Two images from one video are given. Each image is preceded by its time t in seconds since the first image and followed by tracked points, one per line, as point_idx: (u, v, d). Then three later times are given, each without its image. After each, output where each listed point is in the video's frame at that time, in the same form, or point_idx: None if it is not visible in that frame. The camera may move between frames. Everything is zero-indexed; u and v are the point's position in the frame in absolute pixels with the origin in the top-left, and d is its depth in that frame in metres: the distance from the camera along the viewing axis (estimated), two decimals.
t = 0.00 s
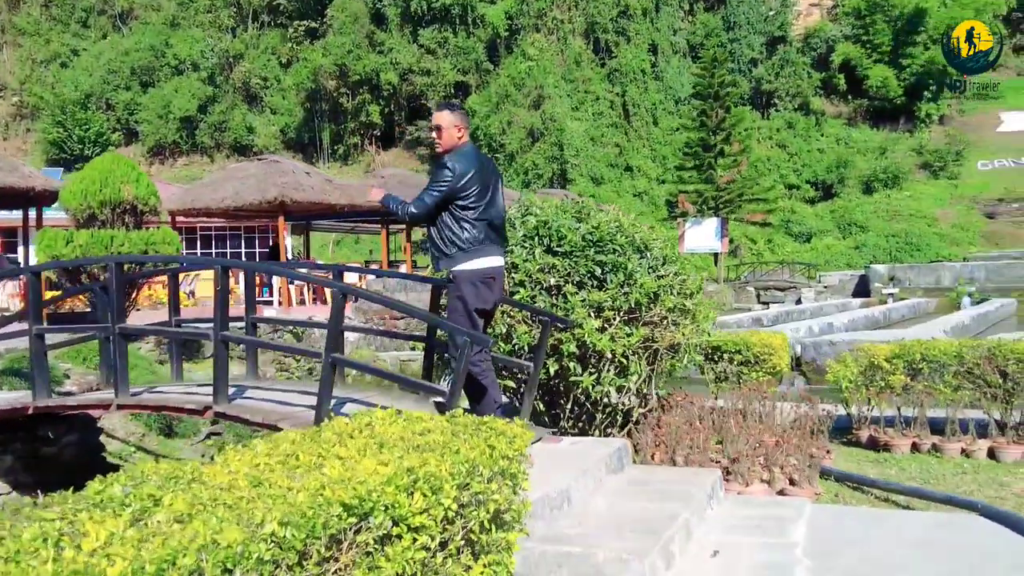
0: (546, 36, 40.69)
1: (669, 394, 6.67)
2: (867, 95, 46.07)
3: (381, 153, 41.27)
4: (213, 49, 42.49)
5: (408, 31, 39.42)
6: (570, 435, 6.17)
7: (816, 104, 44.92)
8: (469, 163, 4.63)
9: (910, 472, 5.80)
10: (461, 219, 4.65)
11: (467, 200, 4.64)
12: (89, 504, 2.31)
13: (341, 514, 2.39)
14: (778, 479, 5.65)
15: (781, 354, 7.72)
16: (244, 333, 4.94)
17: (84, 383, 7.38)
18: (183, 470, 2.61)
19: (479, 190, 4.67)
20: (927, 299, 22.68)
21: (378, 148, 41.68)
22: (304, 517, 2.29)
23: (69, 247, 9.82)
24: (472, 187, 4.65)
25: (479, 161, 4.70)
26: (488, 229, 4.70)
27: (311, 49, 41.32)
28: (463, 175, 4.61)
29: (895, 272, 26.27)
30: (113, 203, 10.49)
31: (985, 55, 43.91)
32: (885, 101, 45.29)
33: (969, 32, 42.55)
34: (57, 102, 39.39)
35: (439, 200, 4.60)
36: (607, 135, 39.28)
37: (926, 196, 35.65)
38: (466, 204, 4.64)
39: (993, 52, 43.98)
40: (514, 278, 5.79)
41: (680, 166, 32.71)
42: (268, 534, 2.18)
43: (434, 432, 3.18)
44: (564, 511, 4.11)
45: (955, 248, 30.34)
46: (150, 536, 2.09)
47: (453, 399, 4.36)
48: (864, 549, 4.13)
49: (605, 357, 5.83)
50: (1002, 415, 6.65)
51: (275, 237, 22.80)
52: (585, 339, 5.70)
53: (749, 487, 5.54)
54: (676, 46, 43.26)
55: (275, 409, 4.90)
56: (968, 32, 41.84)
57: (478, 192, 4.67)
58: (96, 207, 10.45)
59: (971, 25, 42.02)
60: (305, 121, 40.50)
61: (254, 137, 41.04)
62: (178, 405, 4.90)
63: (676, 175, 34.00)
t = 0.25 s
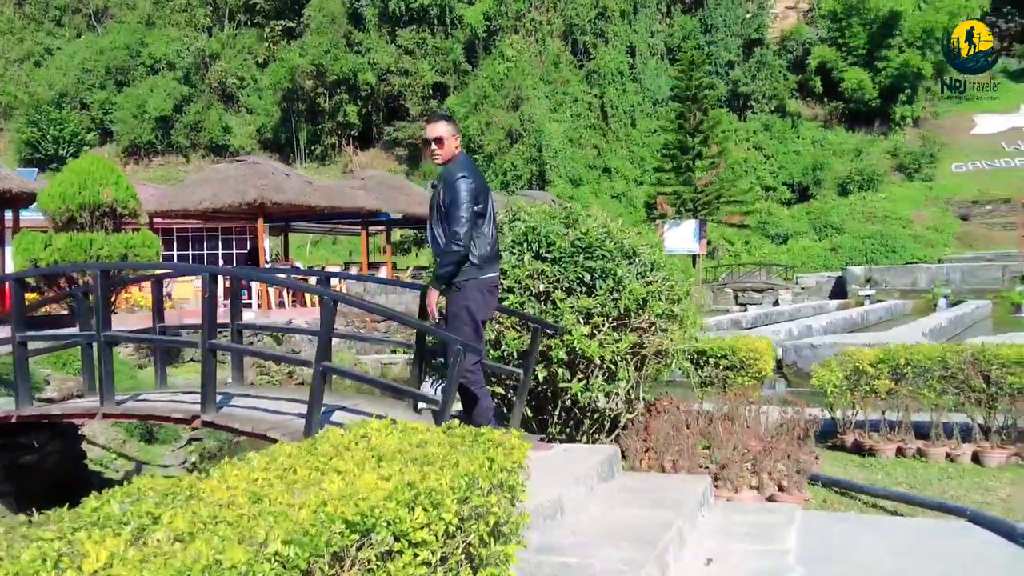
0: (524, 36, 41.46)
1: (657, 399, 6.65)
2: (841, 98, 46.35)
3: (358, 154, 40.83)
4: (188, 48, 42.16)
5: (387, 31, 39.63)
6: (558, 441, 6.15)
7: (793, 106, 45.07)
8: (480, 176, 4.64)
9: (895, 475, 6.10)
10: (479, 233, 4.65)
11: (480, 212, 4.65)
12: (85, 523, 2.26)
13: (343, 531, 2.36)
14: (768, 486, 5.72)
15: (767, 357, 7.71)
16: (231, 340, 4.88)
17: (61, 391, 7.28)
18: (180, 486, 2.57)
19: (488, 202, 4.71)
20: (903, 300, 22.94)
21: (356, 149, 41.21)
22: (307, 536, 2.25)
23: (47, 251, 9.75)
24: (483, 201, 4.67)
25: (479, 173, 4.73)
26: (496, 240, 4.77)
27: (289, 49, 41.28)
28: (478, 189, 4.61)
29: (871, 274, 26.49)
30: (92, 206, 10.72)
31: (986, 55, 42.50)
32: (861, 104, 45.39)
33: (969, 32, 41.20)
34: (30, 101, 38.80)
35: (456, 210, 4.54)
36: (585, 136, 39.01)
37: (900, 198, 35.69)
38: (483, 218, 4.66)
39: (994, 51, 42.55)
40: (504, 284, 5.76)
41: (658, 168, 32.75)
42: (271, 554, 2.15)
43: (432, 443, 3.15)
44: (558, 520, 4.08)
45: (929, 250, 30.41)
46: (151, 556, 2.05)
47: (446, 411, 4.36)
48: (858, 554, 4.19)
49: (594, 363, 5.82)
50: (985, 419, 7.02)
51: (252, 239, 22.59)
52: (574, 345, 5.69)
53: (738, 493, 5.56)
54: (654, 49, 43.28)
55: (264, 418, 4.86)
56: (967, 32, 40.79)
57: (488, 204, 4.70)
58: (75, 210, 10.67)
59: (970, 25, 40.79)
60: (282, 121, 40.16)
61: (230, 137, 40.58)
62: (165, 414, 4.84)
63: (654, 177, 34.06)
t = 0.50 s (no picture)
0: (499, 37, 41.30)
1: (634, 401, 6.69)
2: (813, 101, 46.87)
3: (332, 155, 40.67)
4: (160, 48, 41.90)
5: (360, 32, 39.18)
6: (536, 444, 6.18)
7: (766, 109, 45.47)
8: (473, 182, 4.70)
9: (867, 476, 6.21)
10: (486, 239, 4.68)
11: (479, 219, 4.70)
12: (68, 531, 2.25)
13: (328, 538, 2.36)
14: (743, 487, 5.77)
15: (742, 360, 7.78)
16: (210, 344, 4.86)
17: (34, 395, 7.20)
18: (162, 493, 2.57)
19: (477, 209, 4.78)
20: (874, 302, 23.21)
21: (330, 150, 41.03)
22: (292, 543, 2.26)
23: (20, 254, 9.53)
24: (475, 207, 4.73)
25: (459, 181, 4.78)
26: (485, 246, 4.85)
27: (262, 49, 41.11)
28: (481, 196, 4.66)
29: (842, 275, 26.80)
30: (64, 209, 10.97)
31: (983, 55, 46.21)
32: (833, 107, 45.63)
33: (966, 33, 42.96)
34: None
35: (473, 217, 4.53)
36: (560, 138, 38.78)
37: (870, 201, 36.02)
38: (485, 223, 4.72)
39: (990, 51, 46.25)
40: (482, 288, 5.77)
41: (632, 170, 32.86)
42: (256, 561, 2.15)
43: (413, 449, 3.16)
44: (537, 524, 4.10)
45: (898, 252, 30.73)
46: (137, 564, 2.05)
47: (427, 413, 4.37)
48: (832, 555, 4.26)
49: (572, 366, 5.85)
50: (956, 420, 7.15)
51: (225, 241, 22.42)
52: (552, 349, 5.71)
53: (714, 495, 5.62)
54: (628, 51, 43.47)
55: (241, 422, 4.84)
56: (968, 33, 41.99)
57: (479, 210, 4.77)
58: (48, 213, 10.90)
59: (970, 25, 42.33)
60: (254, 121, 39.81)
61: (202, 138, 40.24)
62: (143, 418, 4.81)
63: (628, 179, 34.19)
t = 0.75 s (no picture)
0: (477, 39, 41.06)
1: (614, 401, 6.75)
2: (788, 103, 47.38)
3: (310, 155, 40.52)
4: (136, 48, 41.71)
5: (338, 32, 40.17)
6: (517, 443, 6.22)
7: (741, 111, 45.86)
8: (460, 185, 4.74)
9: (843, 474, 6.31)
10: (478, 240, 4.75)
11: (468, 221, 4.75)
12: (56, 532, 2.27)
13: (315, 537, 2.39)
14: (720, 485, 5.84)
15: (720, 360, 7.82)
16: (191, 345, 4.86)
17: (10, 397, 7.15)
18: (147, 494, 2.59)
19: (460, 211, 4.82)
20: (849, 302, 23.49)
21: (307, 150, 40.90)
22: (280, 543, 2.28)
23: None
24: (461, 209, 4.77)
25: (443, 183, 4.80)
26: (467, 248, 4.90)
27: (238, 49, 41.02)
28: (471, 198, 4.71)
29: (818, 276, 27.11)
30: (40, 208, 10.95)
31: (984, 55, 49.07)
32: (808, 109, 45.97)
33: (968, 34, 47.45)
34: None
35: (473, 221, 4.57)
36: (538, 139, 38.63)
37: (845, 202, 36.42)
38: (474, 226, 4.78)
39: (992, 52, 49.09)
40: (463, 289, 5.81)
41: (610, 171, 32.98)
42: (245, 561, 2.18)
43: (397, 448, 3.19)
44: (518, 524, 4.13)
45: (873, 252, 31.11)
46: (126, 562, 2.09)
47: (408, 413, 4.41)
48: (811, 553, 4.34)
49: (552, 366, 5.90)
50: (930, 419, 7.28)
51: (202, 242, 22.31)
52: (532, 349, 5.75)
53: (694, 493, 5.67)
54: (605, 53, 43.60)
55: (223, 422, 4.84)
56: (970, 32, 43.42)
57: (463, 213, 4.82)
58: (24, 212, 10.90)
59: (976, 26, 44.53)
60: (230, 120, 39.50)
61: (178, 138, 39.90)
62: (123, 420, 4.80)
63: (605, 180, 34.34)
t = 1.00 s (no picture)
0: (453, 38, 40.98)
1: (594, 399, 6.80)
2: (762, 103, 47.74)
3: (284, 154, 40.26)
4: (109, 45, 41.35)
5: (313, 31, 39.51)
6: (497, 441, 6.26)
7: (716, 111, 46.14)
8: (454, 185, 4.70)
9: (820, 469, 6.41)
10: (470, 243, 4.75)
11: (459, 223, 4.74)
12: (49, 526, 2.29)
13: (306, 530, 2.42)
14: (700, 481, 5.90)
15: (698, 358, 7.95)
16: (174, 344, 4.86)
17: None
18: (138, 489, 2.61)
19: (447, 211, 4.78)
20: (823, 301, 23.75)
21: (282, 149, 40.66)
22: (272, 535, 2.31)
23: None
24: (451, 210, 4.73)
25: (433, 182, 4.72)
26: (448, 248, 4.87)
27: (212, 46, 40.72)
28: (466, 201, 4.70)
29: (791, 275, 27.30)
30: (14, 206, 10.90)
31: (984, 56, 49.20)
32: (782, 110, 46.37)
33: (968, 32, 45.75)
34: None
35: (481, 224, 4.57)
36: (515, 138, 38.62)
37: (818, 202, 36.70)
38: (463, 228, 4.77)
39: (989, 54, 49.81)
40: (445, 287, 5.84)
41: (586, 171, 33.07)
42: (238, 554, 2.20)
43: (384, 444, 3.22)
44: (501, 518, 4.17)
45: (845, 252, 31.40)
46: (120, 556, 2.11)
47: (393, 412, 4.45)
48: (791, 546, 4.41)
49: (533, 364, 5.94)
50: (904, 415, 7.42)
51: (177, 241, 22.16)
52: (514, 347, 5.79)
53: (674, 488, 5.74)
54: (581, 53, 43.66)
55: (205, 420, 4.85)
56: (967, 32, 44.21)
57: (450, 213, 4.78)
58: None
59: (972, 26, 44.85)
60: (204, 118, 39.27)
61: (151, 136, 39.48)
62: (106, 418, 4.81)
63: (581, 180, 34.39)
